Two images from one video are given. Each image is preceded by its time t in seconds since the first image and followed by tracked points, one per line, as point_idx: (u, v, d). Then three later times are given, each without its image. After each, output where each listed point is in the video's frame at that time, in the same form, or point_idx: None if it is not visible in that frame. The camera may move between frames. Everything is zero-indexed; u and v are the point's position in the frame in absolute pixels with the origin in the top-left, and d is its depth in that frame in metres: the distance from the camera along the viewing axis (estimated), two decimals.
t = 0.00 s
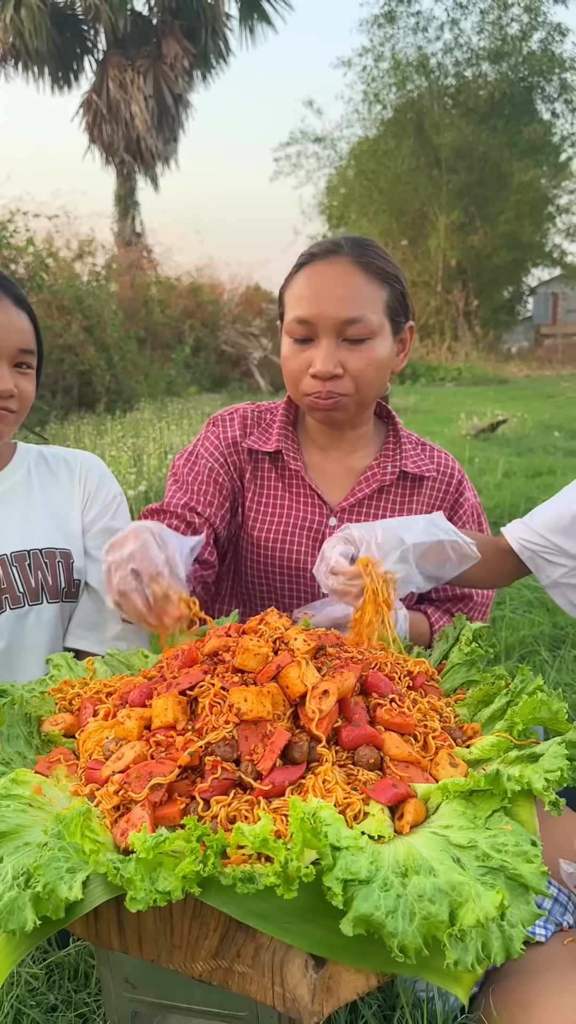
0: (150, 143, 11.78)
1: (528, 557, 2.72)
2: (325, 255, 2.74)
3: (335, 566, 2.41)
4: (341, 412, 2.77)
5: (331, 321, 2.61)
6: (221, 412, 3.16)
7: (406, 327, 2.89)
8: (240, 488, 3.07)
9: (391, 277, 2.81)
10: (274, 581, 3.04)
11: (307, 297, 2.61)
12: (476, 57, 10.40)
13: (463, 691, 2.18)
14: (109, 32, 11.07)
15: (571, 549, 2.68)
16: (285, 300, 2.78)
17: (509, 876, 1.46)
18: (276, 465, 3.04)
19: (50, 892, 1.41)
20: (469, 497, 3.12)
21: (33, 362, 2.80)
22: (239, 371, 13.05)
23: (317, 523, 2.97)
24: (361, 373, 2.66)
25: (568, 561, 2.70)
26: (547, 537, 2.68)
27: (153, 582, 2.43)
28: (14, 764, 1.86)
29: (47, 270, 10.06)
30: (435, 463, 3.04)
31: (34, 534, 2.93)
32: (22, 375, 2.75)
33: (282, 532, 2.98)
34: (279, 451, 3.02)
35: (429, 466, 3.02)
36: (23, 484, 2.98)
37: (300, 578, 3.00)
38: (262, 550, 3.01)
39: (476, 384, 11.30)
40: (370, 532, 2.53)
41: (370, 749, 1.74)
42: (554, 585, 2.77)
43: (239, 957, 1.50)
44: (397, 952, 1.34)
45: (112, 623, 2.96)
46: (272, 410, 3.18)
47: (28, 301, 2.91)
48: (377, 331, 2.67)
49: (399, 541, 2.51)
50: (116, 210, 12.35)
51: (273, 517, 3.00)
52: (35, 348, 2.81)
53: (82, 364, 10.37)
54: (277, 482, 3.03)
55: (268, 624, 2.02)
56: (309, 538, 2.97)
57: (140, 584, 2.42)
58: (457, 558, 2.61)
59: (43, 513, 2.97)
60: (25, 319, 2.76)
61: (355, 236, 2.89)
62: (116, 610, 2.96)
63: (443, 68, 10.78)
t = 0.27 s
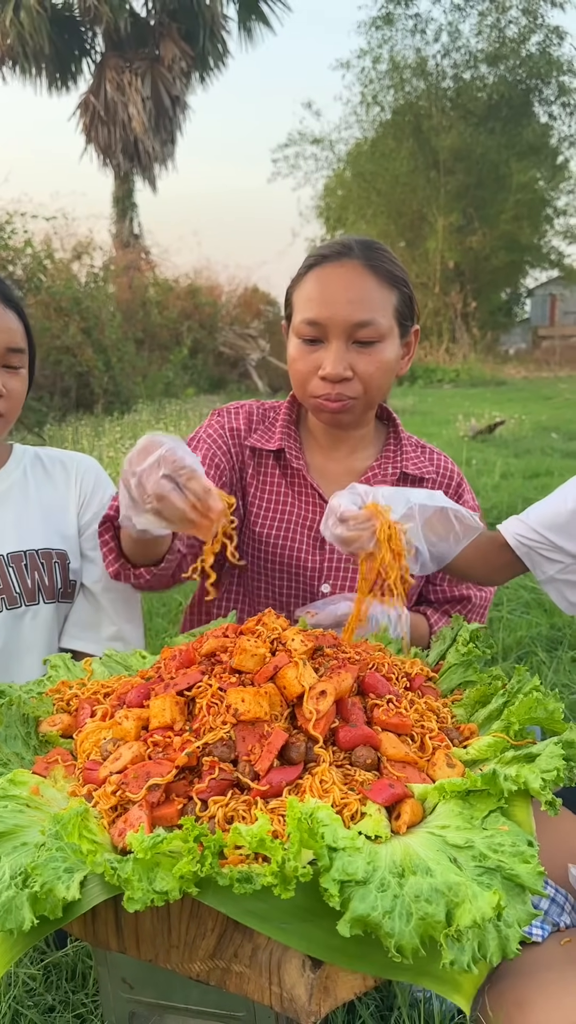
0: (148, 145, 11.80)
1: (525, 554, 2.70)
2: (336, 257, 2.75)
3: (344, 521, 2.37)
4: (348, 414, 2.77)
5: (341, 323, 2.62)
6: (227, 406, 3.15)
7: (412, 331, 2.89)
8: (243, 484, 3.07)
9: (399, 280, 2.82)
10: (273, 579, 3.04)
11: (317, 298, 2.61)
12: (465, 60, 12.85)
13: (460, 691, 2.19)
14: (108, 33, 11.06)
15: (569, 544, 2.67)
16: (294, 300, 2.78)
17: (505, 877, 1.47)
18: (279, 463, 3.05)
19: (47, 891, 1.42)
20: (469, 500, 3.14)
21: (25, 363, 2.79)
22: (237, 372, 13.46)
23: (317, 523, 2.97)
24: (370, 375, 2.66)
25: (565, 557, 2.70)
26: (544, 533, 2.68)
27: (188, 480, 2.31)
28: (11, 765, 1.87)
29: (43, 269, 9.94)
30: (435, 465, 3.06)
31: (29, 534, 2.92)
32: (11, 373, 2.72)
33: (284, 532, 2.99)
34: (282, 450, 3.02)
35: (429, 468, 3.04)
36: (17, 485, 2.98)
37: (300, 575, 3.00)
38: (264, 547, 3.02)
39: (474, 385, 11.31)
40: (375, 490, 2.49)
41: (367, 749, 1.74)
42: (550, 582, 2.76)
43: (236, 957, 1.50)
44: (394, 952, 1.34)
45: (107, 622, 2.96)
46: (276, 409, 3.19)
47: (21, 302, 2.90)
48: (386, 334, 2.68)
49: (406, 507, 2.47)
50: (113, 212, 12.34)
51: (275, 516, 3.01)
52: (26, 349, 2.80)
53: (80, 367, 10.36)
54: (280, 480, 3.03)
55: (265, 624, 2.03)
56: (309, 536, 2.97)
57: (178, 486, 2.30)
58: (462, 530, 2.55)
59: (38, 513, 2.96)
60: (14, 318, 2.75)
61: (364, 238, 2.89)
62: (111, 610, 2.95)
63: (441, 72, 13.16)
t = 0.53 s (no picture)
0: (147, 147, 11.76)
1: (520, 547, 2.69)
2: (340, 259, 2.75)
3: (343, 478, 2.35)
4: (350, 417, 2.78)
5: (346, 326, 2.63)
6: (230, 405, 3.15)
7: (414, 334, 2.90)
8: (243, 483, 3.06)
9: (403, 283, 2.83)
10: (273, 579, 3.06)
11: (323, 300, 2.62)
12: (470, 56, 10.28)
13: (457, 692, 2.20)
14: (107, 35, 11.03)
15: (563, 538, 2.67)
16: (299, 300, 2.79)
17: (503, 876, 1.47)
18: (280, 465, 3.05)
19: (46, 891, 1.42)
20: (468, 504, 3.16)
21: (12, 365, 2.80)
22: (234, 375, 12.62)
23: (317, 524, 2.99)
24: (373, 378, 2.68)
25: (558, 551, 2.70)
26: (539, 525, 2.67)
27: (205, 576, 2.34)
28: (10, 764, 1.87)
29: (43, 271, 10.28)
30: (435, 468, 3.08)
31: (21, 536, 2.92)
32: None
33: (285, 534, 2.99)
34: (283, 452, 3.03)
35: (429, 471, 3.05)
36: (9, 486, 2.98)
37: (300, 575, 3.01)
38: (265, 547, 3.02)
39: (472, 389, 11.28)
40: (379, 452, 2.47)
41: (365, 750, 1.75)
42: (543, 576, 2.75)
43: (235, 957, 1.51)
44: (392, 951, 1.34)
45: (100, 623, 2.96)
46: (277, 410, 3.21)
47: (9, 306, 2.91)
48: (390, 337, 2.69)
49: (409, 470, 2.44)
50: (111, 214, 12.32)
51: (275, 516, 3.01)
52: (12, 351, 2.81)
53: (77, 368, 10.40)
54: (282, 482, 3.03)
55: (264, 625, 2.04)
56: (311, 537, 2.99)
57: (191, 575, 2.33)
58: (459, 505, 2.56)
59: (30, 514, 2.97)
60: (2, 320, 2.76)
61: (369, 241, 2.89)
62: (105, 612, 2.96)
63: (440, 75, 10.78)
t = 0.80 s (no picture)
0: (146, 149, 11.84)
1: (511, 538, 2.69)
2: (342, 262, 2.77)
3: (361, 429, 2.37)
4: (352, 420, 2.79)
5: (348, 330, 2.64)
6: (228, 410, 3.16)
7: (416, 339, 2.92)
8: (240, 488, 3.07)
9: (406, 288, 2.84)
10: (269, 584, 3.07)
11: (325, 304, 2.64)
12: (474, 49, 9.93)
13: (454, 693, 2.21)
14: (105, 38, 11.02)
15: (554, 531, 2.67)
16: (301, 304, 2.81)
17: (499, 875, 1.48)
18: (278, 470, 3.06)
19: (45, 890, 1.43)
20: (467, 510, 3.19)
21: None
22: (232, 378, 12.63)
23: (316, 529, 2.99)
24: (374, 383, 2.69)
25: (548, 544, 2.70)
26: (531, 518, 2.67)
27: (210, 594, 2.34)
28: (8, 765, 1.88)
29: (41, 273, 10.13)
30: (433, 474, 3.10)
31: (10, 541, 2.91)
32: None
33: (282, 539, 3.00)
34: (281, 457, 3.03)
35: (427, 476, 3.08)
36: None
37: (297, 581, 3.02)
38: (262, 552, 3.03)
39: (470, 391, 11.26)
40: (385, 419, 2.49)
41: (363, 751, 1.76)
42: (532, 569, 2.75)
43: (232, 957, 1.52)
44: (388, 950, 1.35)
45: (92, 627, 2.97)
46: (276, 414, 3.22)
47: None
48: (392, 342, 2.70)
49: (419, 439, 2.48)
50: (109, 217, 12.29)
51: (272, 521, 3.02)
52: None
53: (75, 370, 10.35)
54: (280, 487, 3.04)
55: (262, 626, 2.05)
56: (308, 543, 2.99)
57: (194, 591, 2.32)
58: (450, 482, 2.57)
59: (19, 520, 2.95)
60: None
61: (371, 246, 2.91)
62: (96, 616, 2.97)
63: (436, 75, 10.54)
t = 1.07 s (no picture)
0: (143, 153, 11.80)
1: (506, 545, 2.71)
2: (341, 271, 2.78)
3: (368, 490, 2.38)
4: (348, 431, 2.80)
5: (346, 339, 2.65)
6: (224, 414, 3.16)
7: (413, 348, 2.94)
8: (234, 494, 3.09)
9: (404, 297, 2.86)
10: (264, 590, 3.08)
11: (323, 314, 2.65)
12: (465, 61, 9.90)
13: (450, 697, 2.22)
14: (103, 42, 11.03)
15: (549, 538, 2.69)
16: (299, 311, 2.82)
17: (494, 878, 1.49)
18: (275, 475, 3.06)
19: (42, 894, 1.43)
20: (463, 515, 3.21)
21: None
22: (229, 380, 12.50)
23: (312, 534, 3.00)
24: (371, 393, 2.71)
25: (543, 550, 2.73)
26: (527, 524, 2.69)
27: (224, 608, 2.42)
28: (6, 769, 1.88)
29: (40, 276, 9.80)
30: (430, 479, 3.12)
31: (9, 546, 2.91)
32: None
33: (279, 544, 3.01)
34: (278, 462, 3.04)
35: (424, 482, 3.10)
36: None
37: (293, 587, 3.03)
38: (258, 558, 3.05)
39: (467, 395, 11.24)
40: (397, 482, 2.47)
41: (359, 754, 1.77)
42: (528, 575, 2.77)
43: (229, 960, 1.52)
44: (384, 953, 1.36)
45: (90, 630, 2.97)
46: (273, 418, 3.22)
47: None
48: (389, 352, 2.71)
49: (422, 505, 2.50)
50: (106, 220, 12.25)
51: (269, 526, 3.03)
52: None
53: (73, 373, 10.07)
54: (276, 492, 3.05)
55: (259, 630, 2.06)
56: (303, 548, 3.01)
57: (215, 598, 2.39)
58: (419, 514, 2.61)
59: (17, 525, 2.96)
60: None
61: (370, 255, 2.92)
62: (95, 619, 2.97)
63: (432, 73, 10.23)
